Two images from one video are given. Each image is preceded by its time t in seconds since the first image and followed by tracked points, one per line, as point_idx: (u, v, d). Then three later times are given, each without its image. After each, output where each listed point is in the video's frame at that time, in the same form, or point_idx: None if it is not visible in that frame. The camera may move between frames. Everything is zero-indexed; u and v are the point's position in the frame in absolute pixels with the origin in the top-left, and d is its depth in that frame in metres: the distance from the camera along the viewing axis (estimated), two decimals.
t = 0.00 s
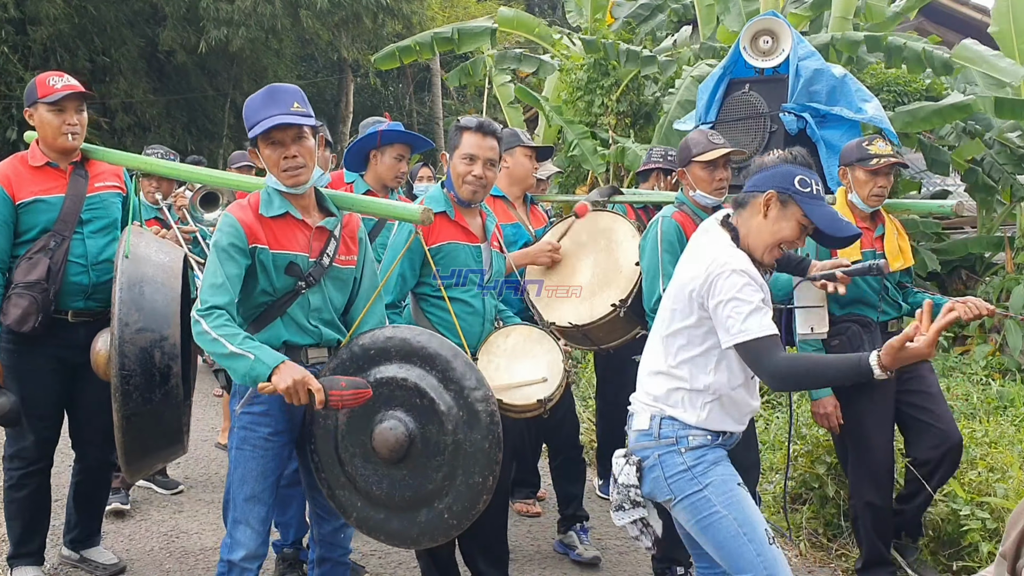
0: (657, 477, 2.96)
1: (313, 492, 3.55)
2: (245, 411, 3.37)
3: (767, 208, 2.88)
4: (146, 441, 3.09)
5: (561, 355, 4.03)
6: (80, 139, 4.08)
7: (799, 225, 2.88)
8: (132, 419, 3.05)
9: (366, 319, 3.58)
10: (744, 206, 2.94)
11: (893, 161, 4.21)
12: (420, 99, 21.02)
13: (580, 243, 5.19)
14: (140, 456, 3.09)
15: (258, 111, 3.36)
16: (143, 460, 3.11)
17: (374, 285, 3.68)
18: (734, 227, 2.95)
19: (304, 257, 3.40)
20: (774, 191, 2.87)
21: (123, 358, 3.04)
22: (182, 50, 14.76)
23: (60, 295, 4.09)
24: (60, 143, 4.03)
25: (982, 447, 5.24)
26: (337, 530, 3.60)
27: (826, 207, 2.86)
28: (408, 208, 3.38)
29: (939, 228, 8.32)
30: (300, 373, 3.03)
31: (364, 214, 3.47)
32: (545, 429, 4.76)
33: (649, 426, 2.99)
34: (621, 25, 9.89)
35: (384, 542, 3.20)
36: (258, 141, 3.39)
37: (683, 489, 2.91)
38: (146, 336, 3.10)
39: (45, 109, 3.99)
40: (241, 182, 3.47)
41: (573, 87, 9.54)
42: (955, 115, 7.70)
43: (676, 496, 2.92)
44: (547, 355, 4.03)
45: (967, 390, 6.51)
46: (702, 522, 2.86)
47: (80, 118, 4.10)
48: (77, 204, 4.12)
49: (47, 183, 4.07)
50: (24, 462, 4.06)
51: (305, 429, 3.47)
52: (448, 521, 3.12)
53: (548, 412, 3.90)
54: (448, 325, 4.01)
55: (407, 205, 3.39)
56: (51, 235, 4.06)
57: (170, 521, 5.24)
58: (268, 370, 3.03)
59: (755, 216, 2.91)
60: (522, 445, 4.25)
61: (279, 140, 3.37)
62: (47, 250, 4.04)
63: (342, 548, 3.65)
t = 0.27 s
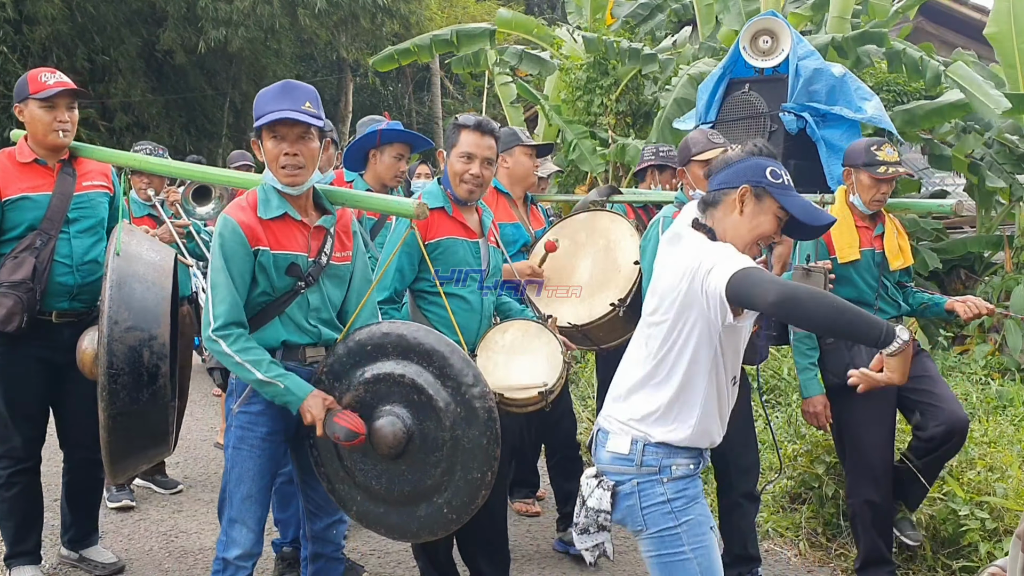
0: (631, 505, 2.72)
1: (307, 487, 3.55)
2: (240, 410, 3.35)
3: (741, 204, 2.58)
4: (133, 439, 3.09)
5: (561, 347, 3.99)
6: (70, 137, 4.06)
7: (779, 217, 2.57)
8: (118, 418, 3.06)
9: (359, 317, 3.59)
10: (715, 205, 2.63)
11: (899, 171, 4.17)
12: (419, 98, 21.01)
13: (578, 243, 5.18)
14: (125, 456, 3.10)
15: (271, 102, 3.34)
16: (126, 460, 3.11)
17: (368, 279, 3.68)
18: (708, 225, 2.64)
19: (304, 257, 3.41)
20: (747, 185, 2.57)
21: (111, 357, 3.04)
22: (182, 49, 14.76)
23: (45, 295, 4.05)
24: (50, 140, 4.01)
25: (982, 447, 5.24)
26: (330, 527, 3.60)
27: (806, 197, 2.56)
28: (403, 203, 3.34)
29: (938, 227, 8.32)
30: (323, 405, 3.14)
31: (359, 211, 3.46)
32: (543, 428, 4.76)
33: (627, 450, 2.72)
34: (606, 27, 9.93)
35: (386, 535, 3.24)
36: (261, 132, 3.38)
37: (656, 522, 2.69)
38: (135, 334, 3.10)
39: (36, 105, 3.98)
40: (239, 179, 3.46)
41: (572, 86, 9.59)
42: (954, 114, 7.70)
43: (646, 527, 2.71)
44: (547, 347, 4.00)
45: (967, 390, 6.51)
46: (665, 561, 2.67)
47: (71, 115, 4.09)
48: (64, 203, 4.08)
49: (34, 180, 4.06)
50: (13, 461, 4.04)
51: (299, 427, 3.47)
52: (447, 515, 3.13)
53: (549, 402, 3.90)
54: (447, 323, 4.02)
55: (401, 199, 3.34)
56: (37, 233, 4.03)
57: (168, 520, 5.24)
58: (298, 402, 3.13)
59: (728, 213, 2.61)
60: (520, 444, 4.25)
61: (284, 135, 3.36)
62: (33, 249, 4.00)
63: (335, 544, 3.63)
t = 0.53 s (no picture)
0: (625, 548, 2.57)
1: (315, 489, 3.55)
2: (242, 417, 3.35)
3: (727, 234, 2.51)
4: (117, 440, 3.10)
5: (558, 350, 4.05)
6: (57, 134, 4.05)
7: (763, 235, 2.54)
8: (102, 418, 3.06)
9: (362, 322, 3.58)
10: (696, 237, 2.54)
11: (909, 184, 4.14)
12: (418, 97, 20.98)
13: (578, 243, 5.17)
14: (108, 457, 3.11)
15: (259, 111, 3.34)
16: (110, 459, 3.12)
17: (370, 284, 3.67)
18: (689, 270, 2.55)
19: (301, 260, 3.40)
20: (729, 215, 2.50)
21: (96, 355, 3.04)
22: (180, 49, 14.74)
23: (32, 294, 4.03)
24: (37, 137, 4.00)
25: (981, 446, 5.23)
26: (339, 531, 3.58)
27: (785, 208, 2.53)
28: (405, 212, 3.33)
29: (937, 226, 8.32)
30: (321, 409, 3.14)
31: (357, 216, 3.44)
32: (541, 427, 4.76)
33: (614, 488, 2.56)
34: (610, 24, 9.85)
35: (402, 538, 3.23)
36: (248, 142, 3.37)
37: (650, 564, 2.56)
38: (119, 332, 3.09)
39: (22, 101, 3.98)
40: (230, 184, 3.43)
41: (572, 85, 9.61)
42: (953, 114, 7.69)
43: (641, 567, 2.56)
44: (545, 352, 4.05)
45: (965, 389, 6.51)
46: None
47: (58, 113, 4.08)
48: (51, 201, 4.07)
49: (20, 179, 4.04)
50: (9, 462, 4.03)
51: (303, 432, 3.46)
52: (465, 516, 3.14)
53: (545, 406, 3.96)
54: (449, 324, 4.02)
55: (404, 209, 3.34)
56: (22, 232, 4.01)
57: (167, 520, 5.23)
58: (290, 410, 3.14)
59: (713, 244, 2.52)
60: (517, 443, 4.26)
61: (270, 144, 3.34)
62: (19, 248, 3.97)
63: (344, 549, 3.62)
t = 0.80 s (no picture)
0: (615, 512, 2.61)
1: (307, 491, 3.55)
2: (241, 413, 3.36)
3: (757, 217, 2.55)
4: (108, 443, 3.11)
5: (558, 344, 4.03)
6: (49, 137, 4.05)
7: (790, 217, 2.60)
8: (90, 421, 3.06)
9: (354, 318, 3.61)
10: (725, 214, 2.57)
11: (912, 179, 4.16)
12: (417, 98, 20.99)
13: (577, 242, 5.17)
14: (97, 460, 3.11)
15: (251, 108, 3.34)
16: (97, 466, 3.12)
17: (364, 284, 3.70)
18: (713, 232, 2.59)
19: (301, 255, 3.41)
20: (763, 199, 2.53)
21: (86, 358, 3.05)
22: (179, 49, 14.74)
23: (23, 297, 4.04)
24: (29, 140, 4.00)
25: (979, 445, 5.24)
26: (330, 529, 3.60)
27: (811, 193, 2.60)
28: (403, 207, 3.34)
29: (936, 225, 8.33)
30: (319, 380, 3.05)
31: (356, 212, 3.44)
32: (540, 426, 4.77)
33: (608, 453, 2.62)
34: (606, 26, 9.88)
35: (379, 539, 3.21)
36: (246, 136, 3.39)
37: (641, 530, 2.59)
38: (111, 335, 3.09)
39: (13, 105, 3.98)
40: (228, 182, 3.44)
41: (573, 85, 9.72)
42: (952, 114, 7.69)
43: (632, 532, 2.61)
44: (544, 345, 4.03)
45: (963, 387, 6.52)
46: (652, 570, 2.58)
47: (48, 115, 4.09)
48: (43, 205, 4.07)
49: (11, 182, 4.04)
50: (7, 465, 4.03)
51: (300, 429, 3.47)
52: (447, 516, 3.14)
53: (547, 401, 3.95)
54: (446, 322, 4.02)
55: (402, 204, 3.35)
56: (15, 236, 4.01)
57: (166, 520, 5.24)
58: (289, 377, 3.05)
59: (742, 224, 2.56)
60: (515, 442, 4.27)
61: (268, 138, 3.36)
62: (10, 251, 3.98)
63: (336, 547, 3.64)
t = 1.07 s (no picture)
0: (621, 478, 2.74)
1: (303, 490, 3.55)
2: (234, 414, 3.35)
3: (778, 211, 2.60)
4: (102, 442, 3.10)
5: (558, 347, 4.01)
6: (45, 131, 4.07)
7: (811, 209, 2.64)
8: (85, 420, 3.05)
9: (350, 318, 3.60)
10: (746, 207, 2.61)
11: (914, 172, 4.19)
12: (416, 97, 20.98)
13: (574, 240, 5.20)
14: (92, 459, 3.11)
15: (248, 108, 3.35)
16: (94, 463, 3.12)
17: (358, 281, 3.70)
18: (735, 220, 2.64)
19: (294, 259, 3.40)
20: (784, 195, 2.57)
21: (80, 357, 3.03)
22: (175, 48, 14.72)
23: (22, 294, 4.03)
24: (25, 134, 4.01)
25: (977, 444, 5.24)
26: (326, 527, 3.60)
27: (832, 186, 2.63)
28: (397, 208, 3.33)
29: (934, 225, 8.32)
30: (303, 398, 3.14)
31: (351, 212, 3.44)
32: (538, 425, 4.77)
33: (621, 424, 2.78)
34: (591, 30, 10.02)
35: (383, 534, 3.23)
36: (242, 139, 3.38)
37: (642, 499, 2.70)
38: (104, 334, 3.09)
39: (9, 99, 3.99)
40: (224, 180, 3.43)
41: (571, 84, 9.73)
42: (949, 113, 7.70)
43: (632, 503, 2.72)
44: (542, 344, 4.03)
45: (961, 387, 6.53)
46: (650, 540, 2.66)
47: (44, 109, 4.10)
48: (39, 199, 4.07)
49: (9, 177, 4.03)
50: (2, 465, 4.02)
51: (293, 429, 3.46)
52: (447, 514, 3.14)
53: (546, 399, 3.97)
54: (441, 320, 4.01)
55: (396, 204, 3.34)
56: (12, 231, 4.00)
57: (164, 519, 5.24)
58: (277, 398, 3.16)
59: (763, 217, 2.60)
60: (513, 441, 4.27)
61: (264, 142, 3.34)
62: (9, 246, 3.97)
63: (332, 545, 3.63)
